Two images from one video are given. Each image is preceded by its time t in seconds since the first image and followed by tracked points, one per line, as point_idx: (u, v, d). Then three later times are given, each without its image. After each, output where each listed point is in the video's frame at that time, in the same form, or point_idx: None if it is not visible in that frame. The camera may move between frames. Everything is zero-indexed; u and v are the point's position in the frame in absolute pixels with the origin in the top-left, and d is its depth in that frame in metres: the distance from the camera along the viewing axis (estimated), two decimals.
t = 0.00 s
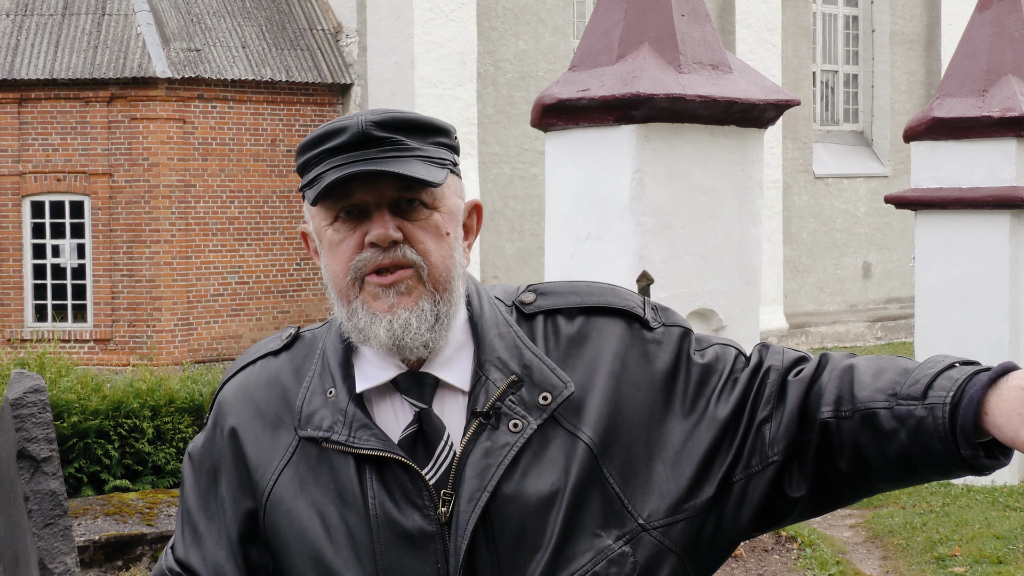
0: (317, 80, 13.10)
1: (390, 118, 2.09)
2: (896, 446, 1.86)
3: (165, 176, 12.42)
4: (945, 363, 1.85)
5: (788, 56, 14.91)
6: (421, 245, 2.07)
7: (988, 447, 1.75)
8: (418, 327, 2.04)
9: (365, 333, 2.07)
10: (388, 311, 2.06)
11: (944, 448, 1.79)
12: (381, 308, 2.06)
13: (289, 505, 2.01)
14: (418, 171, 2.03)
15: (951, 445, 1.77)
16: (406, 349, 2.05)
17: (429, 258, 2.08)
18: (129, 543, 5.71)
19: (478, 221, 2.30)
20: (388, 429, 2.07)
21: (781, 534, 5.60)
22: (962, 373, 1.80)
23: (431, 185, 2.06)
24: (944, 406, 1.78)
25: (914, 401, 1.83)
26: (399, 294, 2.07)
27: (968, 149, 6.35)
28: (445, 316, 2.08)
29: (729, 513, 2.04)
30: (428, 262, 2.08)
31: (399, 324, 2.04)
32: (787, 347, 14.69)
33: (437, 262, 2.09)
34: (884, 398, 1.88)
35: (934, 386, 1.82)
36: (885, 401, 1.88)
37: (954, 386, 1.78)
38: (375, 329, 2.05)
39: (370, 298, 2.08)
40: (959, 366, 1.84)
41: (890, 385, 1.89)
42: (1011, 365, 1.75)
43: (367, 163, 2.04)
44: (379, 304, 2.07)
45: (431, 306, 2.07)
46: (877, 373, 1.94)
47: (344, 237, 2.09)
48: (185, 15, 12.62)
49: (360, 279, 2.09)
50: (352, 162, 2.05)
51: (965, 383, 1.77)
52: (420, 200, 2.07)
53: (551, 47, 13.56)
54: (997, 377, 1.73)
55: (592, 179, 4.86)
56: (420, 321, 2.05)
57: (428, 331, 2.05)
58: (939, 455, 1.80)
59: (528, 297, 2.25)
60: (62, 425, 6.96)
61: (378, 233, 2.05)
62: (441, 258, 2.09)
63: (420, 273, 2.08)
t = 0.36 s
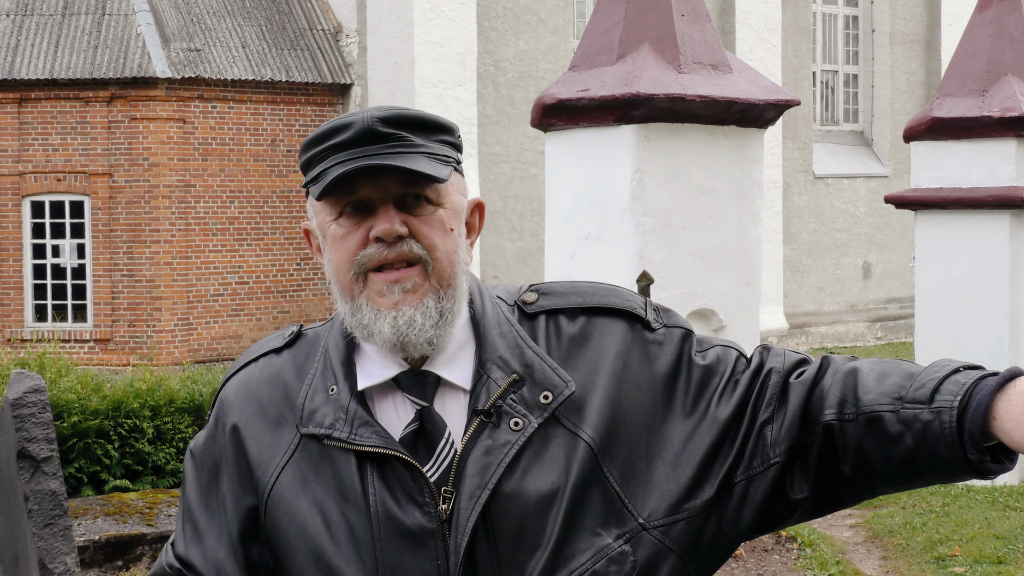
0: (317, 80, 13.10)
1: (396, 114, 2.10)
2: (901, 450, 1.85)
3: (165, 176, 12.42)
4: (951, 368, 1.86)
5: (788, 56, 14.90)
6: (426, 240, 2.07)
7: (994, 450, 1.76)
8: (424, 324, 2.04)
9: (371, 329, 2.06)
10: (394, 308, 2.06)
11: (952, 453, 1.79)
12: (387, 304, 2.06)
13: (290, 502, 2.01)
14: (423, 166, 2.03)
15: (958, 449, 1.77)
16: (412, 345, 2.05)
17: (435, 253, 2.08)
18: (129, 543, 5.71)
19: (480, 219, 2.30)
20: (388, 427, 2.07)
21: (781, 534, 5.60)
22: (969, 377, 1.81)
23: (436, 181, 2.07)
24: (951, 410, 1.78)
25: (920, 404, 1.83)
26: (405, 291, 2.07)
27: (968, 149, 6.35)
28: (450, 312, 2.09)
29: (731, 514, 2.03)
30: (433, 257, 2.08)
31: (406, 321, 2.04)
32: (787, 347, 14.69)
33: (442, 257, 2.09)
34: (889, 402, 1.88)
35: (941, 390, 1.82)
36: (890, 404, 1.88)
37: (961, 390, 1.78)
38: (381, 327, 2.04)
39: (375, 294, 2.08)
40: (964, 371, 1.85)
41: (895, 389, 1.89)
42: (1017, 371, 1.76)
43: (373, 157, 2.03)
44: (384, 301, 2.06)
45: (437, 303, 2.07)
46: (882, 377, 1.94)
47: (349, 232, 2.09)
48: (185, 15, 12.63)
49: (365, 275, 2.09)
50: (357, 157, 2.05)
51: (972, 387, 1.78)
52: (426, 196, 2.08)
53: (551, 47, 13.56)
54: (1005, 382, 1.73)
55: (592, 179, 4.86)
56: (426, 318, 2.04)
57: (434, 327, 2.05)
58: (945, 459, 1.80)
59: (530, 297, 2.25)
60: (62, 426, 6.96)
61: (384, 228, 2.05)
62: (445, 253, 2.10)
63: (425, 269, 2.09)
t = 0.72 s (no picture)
0: (317, 79, 13.10)
1: (395, 114, 2.10)
2: (900, 452, 1.86)
3: (165, 176, 12.42)
4: (949, 370, 1.87)
5: (788, 56, 14.90)
6: (425, 239, 2.07)
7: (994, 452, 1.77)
8: (422, 326, 2.05)
9: (370, 331, 2.06)
10: (392, 311, 2.07)
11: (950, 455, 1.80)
12: (385, 308, 2.07)
13: (286, 503, 2.01)
14: (422, 165, 2.03)
15: (957, 451, 1.79)
16: (410, 346, 2.05)
17: (433, 253, 2.08)
18: (129, 543, 5.71)
19: (477, 221, 2.30)
20: (384, 429, 2.07)
21: (781, 534, 5.60)
22: (967, 380, 1.82)
23: (435, 180, 2.07)
24: (951, 413, 1.79)
25: (919, 406, 1.84)
26: (404, 295, 2.08)
27: (967, 149, 6.35)
28: (448, 313, 2.09)
29: (725, 515, 2.03)
30: (432, 257, 2.08)
31: (403, 324, 2.04)
32: (787, 347, 14.69)
33: (440, 258, 2.10)
34: (887, 403, 1.89)
35: (940, 393, 1.83)
36: (888, 406, 1.88)
37: (961, 394, 1.80)
38: (379, 330, 2.05)
39: (373, 298, 2.09)
40: (963, 374, 1.86)
41: (894, 391, 1.90)
42: (1017, 375, 1.78)
43: (372, 157, 2.04)
44: (382, 305, 2.08)
45: (435, 305, 2.08)
46: (880, 378, 1.94)
47: (346, 232, 2.09)
48: (185, 15, 12.63)
49: (363, 277, 2.09)
50: (356, 156, 2.05)
51: (972, 391, 1.79)
52: (424, 197, 2.08)
53: (551, 47, 13.56)
54: (1006, 386, 1.75)
55: (592, 179, 4.86)
56: (424, 320, 2.05)
57: (432, 329, 2.06)
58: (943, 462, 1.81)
59: (526, 298, 2.25)
60: (62, 425, 6.97)
61: (382, 227, 2.05)
62: (444, 253, 2.10)
63: (424, 270, 2.09)
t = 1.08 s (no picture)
0: (317, 79, 13.10)
1: (383, 114, 2.10)
2: (865, 443, 1.87)
3: (165, 176, 12.42)
4: (913, 358, 1.88)
5: (788, 56, 14.90)
6: (414, 239, 2.07)
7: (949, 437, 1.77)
8: (412, 323, 2.04)
9: (358, 330, 2.06)
10: (380, 306, 2.06)
11: (907, 441, 1.81)
12: (372, 303, 2.06)
13: (277, 505, 2.01)
14: (411, 165, 2.04)
15: (913, 437, 1.80)
16: (399, 345, 2.05)
17: (422, 253, 2.09)
18: (129, 543, 5.71)
19: (468, 221, 2.30)
20: (376, 430, 2.07)
21: (781, 534, 5.60)
22: (926, 367, 1.82)
23: (424, 180, 2.08)
24: (907, 400, 1.80)
25: (880, 395, 1.85)
26: (391, 289, 2.07)
27: (967, 149, 6.35)
28: (438, 312, 2.09)
29: (716, 515, 2.04)
30: (421, 256, 2.09)
31: (392, 320, 2.04)
32: (787, 347, 14.70)
33: (430, 258, 2.10)
34: (854, 395, 1.90)
35: (899, 380, 1.84)
36: (856, 398, 1.89)
37: (916, 380, 1.80)
38: (367, 326, 2.04)
39: (361, 294, 2.08)
40: (924, 362, 1.86)
41: (862, 383, 1.91)
42: (972, 359, 1.78)
43: (360, 157, 2.04)
44: (371, 300, 2.07)
45: (424, 302, 2.08)
46: (851, 372, 1.95)
47: (335, 232, 2.10)
48: (185, 15, 12.63)
49: (352, 275, 2.09)
50: (345, 157, 2.05)
51: (928, 377, 1.80)
52: (413, 196, 2.08)
53: (551, 47, 13.56)
54: (958, 369, 1.75)
55: (592, 179, 4.86)
56: (413, 317, 2.05)
57: (422, 327, 2.05)
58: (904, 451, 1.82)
59: (518, 298, 2.25)
60: (62, 425, 6.97)
61: (371, 227, 2.05)
62: (433, 253, 2.10)
63: (413, 269, 2.09)
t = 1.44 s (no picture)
0: (317, 79, 13.10)
1: (372, 115, 2.10)
2: (861, 445, 1.86)
3: (165, 176, 12.42)
4: (913, 360, 1.87)
5: (788, 56, 14.90)
6: (403, 238, 2.08)
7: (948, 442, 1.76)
8: (400, 320, 2.04)
9: (348, 328, 2.06)
10: (370, 303, 2.06)
11: (904, 446, 1.80)
12: (363, 301, 2.06)
13: (268, 504, 2.01)
14: (400, 164, 2.04)
15: (912, 443, 1.78)
16: (388, 343, 2.05)
17: (412, 252, 2.09)
18: (129, 543, 5.72)
19: (459, 221, 2.30)
20: (366, 429, 2.07)
21: (781, 534, 5.61)
22: (926, 370, 1.81)
23: (413, 180, 2.08)
24: (906, 403, 1.80)
25: (878, 399, 1.85)
26: (381, 287, 2.07)
27: (968, 149, 6.34)
28: (427, 310, 2.09)
29: (708, 514, 2.04)
30: (410, 256, 2.09)
31: (381, 317, 2.03)
32: (787, 347, 14.70)
33: (420, 258, 2.10)
34: (851, 397, 1.89)
35: (898, 383, 1.83)
36: (854, 400, 1.89)
37: (916, 383, 1.80)
38: (356, 323, 2.04)
39: (352, 293, 2.08)
40: (926, 364, 1.85)
41: (860, 384, 1.90)
42: (972, 364, 1.77)
43: (348, 157, 2.04)
44: (360, 298, 2.07)
45: (413, 300, 2.08)
46: (848, 374, 1.95)
47: (326, 233, 2.10)
48: (185, 15, 12.63)
49: (343, 274, 2.09)
50: (332, 157, 2.05)
51: (927, 380, 1.79)
52: (402, 196, 2.08)
53: (551, 47, 13.56)
54: (957, 374, 1.74)
55: (592, 179, 4.86)
56: (402, 314, 2.05)
57: (410, 324, 2.05)
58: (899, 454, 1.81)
59: (510, 298, 2.25)
60: (62, 426, 6.97)
61: (360, 227, 2.05)
62: (423, 252, 2.10)
63: (402, 267, 2.09)
